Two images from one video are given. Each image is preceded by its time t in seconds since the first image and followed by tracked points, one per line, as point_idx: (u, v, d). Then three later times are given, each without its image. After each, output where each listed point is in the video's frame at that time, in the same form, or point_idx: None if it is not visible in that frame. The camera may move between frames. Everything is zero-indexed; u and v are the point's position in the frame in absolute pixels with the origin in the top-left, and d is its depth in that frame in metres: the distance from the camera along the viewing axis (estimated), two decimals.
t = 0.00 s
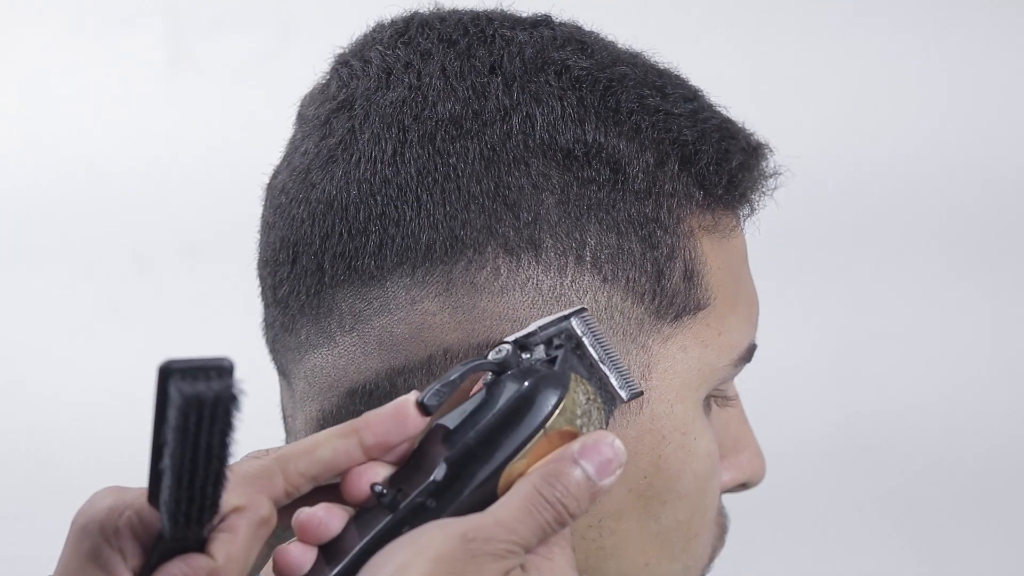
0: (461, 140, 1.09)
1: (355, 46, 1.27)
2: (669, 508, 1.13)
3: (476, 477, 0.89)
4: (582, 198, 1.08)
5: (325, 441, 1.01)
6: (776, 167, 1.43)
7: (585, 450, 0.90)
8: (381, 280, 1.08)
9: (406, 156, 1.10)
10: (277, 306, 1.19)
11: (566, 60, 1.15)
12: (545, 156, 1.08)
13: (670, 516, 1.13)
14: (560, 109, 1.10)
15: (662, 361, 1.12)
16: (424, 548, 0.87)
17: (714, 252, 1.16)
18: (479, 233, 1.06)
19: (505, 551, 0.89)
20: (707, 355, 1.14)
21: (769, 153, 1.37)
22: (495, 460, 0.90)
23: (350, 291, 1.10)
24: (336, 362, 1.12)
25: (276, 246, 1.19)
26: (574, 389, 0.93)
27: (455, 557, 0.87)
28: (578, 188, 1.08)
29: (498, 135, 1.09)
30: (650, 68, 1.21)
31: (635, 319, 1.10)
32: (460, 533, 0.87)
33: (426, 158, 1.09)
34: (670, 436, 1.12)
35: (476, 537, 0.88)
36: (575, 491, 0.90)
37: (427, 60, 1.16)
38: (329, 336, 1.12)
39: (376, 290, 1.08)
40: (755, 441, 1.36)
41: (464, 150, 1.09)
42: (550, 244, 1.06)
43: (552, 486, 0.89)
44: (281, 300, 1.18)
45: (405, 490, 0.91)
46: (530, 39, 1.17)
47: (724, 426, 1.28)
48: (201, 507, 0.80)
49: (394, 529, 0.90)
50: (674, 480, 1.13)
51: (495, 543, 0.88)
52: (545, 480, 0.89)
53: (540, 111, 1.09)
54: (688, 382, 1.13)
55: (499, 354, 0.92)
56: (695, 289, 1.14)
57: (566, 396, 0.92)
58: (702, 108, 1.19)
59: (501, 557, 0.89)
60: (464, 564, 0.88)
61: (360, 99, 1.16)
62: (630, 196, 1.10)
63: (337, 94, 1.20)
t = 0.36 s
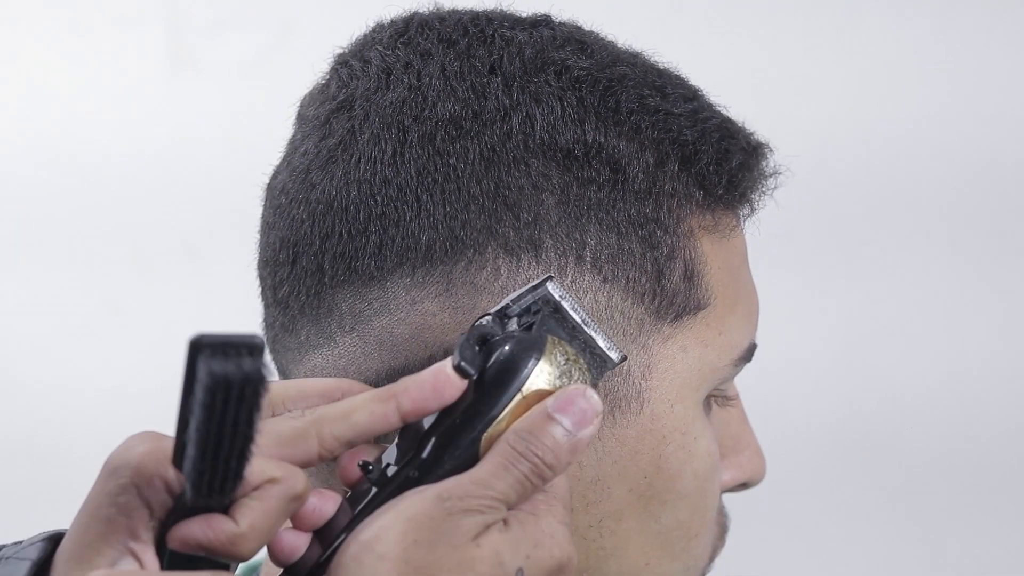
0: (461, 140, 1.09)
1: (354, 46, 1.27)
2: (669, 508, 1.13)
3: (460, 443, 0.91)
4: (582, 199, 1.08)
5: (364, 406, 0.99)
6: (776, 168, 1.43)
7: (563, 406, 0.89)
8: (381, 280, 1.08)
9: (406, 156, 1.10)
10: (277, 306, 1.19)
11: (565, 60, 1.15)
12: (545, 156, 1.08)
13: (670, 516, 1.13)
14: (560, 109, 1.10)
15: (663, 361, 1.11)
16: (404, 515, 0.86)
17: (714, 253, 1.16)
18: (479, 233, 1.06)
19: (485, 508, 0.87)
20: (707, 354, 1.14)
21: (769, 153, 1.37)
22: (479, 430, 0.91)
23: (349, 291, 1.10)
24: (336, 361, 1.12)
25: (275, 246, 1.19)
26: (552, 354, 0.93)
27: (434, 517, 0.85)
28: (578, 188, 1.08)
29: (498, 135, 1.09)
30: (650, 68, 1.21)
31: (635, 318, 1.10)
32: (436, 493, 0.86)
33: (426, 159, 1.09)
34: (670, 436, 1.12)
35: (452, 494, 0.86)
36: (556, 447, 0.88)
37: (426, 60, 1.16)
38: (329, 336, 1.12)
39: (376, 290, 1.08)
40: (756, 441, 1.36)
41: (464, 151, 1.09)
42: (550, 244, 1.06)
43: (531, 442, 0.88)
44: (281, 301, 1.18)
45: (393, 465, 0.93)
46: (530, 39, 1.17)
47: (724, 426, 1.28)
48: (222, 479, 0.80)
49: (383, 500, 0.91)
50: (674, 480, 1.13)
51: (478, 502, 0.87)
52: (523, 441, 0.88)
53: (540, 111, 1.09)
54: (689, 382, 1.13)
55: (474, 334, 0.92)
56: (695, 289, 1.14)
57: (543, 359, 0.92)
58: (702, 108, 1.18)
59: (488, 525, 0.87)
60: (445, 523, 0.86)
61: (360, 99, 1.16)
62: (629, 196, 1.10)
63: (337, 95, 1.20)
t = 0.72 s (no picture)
0: (464, 140, 1.10)
1: (357, 47, 1.27)
2: (671, 508, 1.13)
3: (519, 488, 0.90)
4: (586, 199, 1.08)
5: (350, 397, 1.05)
6: (778, 170, 1.43)
7: (615, 450, 0.87)
8: (384, 280, 1.08)
9: (410, 156, 1.10)
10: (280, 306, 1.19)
11: (569, 61, 1.15)
12: (548, 157, 1.08)
13: (672, 516, 1.13)
14: (564, 110, 1.10)
15: (665, 362, 1.11)
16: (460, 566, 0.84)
17: (717, 254, 1.16)
18: (483, 234, 1.06)
19: (542, 564, 0.85)
20: (709, 355, 1.14)
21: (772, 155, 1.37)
22: (532, 478, 0.89)
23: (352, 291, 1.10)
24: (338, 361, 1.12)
25: (278, 245, 1.19)
26: (610, 402, 0.93)
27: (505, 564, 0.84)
28: (582, 189, 1.08)
29: (502, 136, 1.09)
30: (654, 69, 1.21)
31: (638, 319, 1.10)
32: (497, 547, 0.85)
33: (430, 159, 1.09)
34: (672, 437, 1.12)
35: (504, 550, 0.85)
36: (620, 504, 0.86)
37: (430, 60, 1.16)
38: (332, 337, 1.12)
39: (379, 289, 1.08)
40: (757, 442, 1.36)
41: (468, 151, 1.09)
42: (553, 244, 1.06)
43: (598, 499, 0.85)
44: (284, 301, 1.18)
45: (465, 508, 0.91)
46: (534, 40, 1.17)
47: (726, 426, 1.28)
48: (259, 363, 0.82)
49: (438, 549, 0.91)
50: (676, 481, 1.13)
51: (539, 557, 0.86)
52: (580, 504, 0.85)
53: (543, 112, 1.10)
54: (691, 383, 1.13)
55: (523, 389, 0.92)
56: (698, 290, 1.14)
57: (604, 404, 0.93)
58: (705, 109, 1.19)
59: None
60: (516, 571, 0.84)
61: (364, 99, 1.16)
62: (632, 197, 1.10)
63: (340, 95, 1.20)
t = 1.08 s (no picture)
0: (465, 141, 1.10)
1: (358, 47, 1.27)
2: (671, 507, 1.14)
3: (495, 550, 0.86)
4: (586, 200, 1.08)
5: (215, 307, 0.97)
6: (779, 170, 1.43)
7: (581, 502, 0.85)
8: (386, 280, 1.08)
9: (412, 156, 1.10)
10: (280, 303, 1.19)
11: (570, 61, 1.15)
12: (549, 157, 1.09)
13: (671, 515, 1.14)
14: (564, 110, 1.10)
15: (666, 361, 1.11)
16: None
17: (717, 254, 1.16)
18: (484, 233, 1.06)
19: None
20: (709, 355, 1.14)
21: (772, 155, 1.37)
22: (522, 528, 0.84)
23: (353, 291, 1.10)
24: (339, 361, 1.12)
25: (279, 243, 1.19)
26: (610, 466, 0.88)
27: None
28: (583, 189, 1.08)
29: (503, 136, 1.09)
30: (654, 69, 1.21)
31: (639, 318, 1.10)
32: None
33: (431, 158, 1.09)
34: (673, 436, 1.12)
35: None
36: None
37: (431, 60, 1.16)
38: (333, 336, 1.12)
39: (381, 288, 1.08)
40: (757, 441, 1.36)
41: (469, 151, 1.09)
42: (554, 244, 1.07)
43: None
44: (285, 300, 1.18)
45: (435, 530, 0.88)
46: (534, 39, 1.17)
47: (726, 426, 1.28)
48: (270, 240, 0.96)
49: None
50: (676, 479, 1.13)
51: None
52: None
53: (544, 112, 1.10)
54: (691, 382, 1.13)
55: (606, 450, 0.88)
56: (698, 290, 1.14)
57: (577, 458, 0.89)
58: (705, 109, 1.19)
59: None
60: None
61: (365, 100, 1.16)
62: (633, 198, 1.10)
63: (341, 95, 1.20)
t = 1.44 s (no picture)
0: (464, 142, 1.10)
1: (355, 48, 1.27)
2: (672, 506, 1.14)
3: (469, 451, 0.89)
4: (586, 200, 1.08)
5: None
6: (776, 168, 1.43)
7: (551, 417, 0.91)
8: (385, 281, 1.08)
9: (410, 156, 1.10)
10: (280, 307, 1.19)
11: (568, 62, 1.15)
12: (548, 157, 1.08)
13: (672, 514, 1.14)
14: (563, 110, 1.10)
15: (666, 361, 1.11)
16: (429, 516, 0.84)
17: (715, 253, 1.16)
18: (484, 234, 1.06)
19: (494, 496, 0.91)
20: (709, 355, 1.14)
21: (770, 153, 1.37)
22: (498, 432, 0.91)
23: (353, 292, 1.10)
24: (339, 364, 1.12)
25: (278, 247, 1.19)
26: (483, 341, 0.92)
27: (476, 467, 0.86)
28: (582, 189, 1.08)
29: (502, 136, 1.09)
30: (653, 69, 1.21)
31: (639, 319, 1.10)
32: (470, 478, 0.86)
33: (429, 159, 1.09)
34: (673, 435, 1.12)
35: (471, 453, 0.86)
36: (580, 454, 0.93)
37: (430, 61, 1.16)
38: (332, 338, 1.12)
39: (380, 290, 1.08)
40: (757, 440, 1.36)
41: (468, 151, 1.09)
42: (554, 245, 1.06)
43: (585, 499, 0.88)
44: (285, 302, 1.18)
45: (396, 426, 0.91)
46: (532, 40, 1.17)
47: (724, 424, 1.29)
48: None
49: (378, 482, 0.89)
50: (676, 479, 1.13)
51: (531, 485, 0.88)
52: (588, 487, 0.89)
53: (543, 112, 1.10)
54: (692, 382, 1.13)
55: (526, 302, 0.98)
56: (698, 290, 1.14)
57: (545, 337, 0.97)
58: (704, 109, 1.19)
59: (520, 538, 0.87)
60: (508, 488, 0.87)
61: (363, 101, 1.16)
62: (632, 199, 1.10)
63: (339, 96, 1.20)
